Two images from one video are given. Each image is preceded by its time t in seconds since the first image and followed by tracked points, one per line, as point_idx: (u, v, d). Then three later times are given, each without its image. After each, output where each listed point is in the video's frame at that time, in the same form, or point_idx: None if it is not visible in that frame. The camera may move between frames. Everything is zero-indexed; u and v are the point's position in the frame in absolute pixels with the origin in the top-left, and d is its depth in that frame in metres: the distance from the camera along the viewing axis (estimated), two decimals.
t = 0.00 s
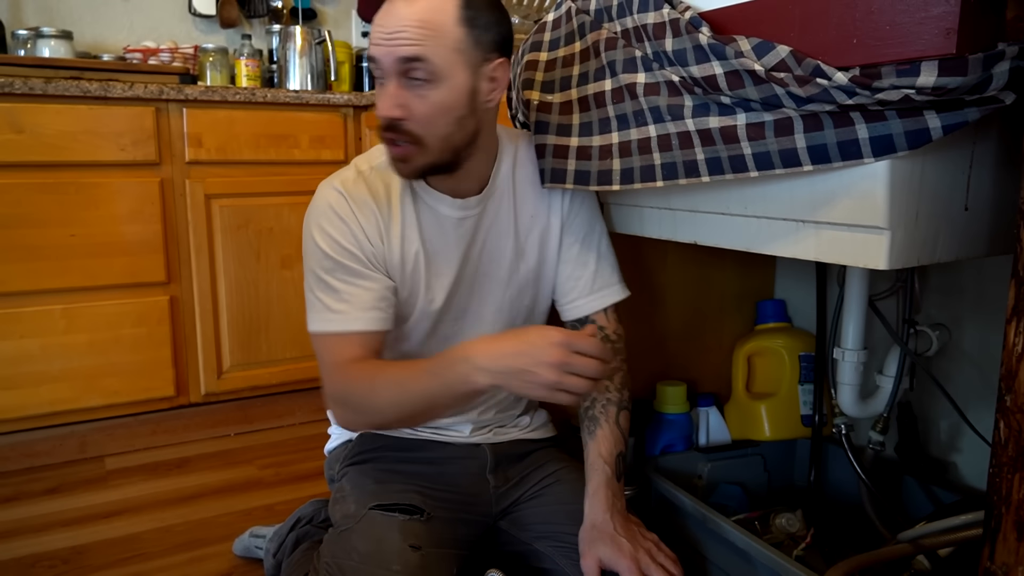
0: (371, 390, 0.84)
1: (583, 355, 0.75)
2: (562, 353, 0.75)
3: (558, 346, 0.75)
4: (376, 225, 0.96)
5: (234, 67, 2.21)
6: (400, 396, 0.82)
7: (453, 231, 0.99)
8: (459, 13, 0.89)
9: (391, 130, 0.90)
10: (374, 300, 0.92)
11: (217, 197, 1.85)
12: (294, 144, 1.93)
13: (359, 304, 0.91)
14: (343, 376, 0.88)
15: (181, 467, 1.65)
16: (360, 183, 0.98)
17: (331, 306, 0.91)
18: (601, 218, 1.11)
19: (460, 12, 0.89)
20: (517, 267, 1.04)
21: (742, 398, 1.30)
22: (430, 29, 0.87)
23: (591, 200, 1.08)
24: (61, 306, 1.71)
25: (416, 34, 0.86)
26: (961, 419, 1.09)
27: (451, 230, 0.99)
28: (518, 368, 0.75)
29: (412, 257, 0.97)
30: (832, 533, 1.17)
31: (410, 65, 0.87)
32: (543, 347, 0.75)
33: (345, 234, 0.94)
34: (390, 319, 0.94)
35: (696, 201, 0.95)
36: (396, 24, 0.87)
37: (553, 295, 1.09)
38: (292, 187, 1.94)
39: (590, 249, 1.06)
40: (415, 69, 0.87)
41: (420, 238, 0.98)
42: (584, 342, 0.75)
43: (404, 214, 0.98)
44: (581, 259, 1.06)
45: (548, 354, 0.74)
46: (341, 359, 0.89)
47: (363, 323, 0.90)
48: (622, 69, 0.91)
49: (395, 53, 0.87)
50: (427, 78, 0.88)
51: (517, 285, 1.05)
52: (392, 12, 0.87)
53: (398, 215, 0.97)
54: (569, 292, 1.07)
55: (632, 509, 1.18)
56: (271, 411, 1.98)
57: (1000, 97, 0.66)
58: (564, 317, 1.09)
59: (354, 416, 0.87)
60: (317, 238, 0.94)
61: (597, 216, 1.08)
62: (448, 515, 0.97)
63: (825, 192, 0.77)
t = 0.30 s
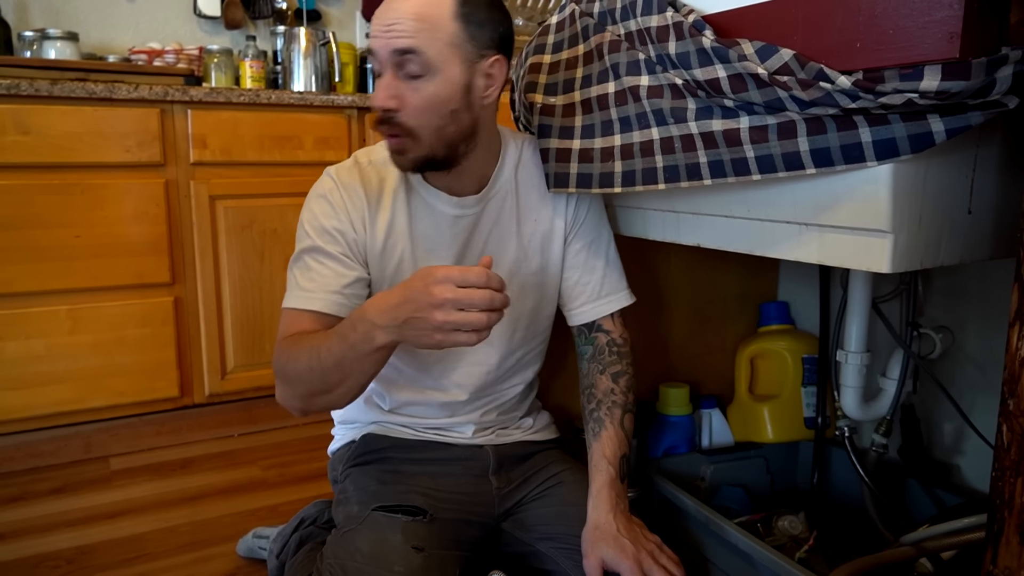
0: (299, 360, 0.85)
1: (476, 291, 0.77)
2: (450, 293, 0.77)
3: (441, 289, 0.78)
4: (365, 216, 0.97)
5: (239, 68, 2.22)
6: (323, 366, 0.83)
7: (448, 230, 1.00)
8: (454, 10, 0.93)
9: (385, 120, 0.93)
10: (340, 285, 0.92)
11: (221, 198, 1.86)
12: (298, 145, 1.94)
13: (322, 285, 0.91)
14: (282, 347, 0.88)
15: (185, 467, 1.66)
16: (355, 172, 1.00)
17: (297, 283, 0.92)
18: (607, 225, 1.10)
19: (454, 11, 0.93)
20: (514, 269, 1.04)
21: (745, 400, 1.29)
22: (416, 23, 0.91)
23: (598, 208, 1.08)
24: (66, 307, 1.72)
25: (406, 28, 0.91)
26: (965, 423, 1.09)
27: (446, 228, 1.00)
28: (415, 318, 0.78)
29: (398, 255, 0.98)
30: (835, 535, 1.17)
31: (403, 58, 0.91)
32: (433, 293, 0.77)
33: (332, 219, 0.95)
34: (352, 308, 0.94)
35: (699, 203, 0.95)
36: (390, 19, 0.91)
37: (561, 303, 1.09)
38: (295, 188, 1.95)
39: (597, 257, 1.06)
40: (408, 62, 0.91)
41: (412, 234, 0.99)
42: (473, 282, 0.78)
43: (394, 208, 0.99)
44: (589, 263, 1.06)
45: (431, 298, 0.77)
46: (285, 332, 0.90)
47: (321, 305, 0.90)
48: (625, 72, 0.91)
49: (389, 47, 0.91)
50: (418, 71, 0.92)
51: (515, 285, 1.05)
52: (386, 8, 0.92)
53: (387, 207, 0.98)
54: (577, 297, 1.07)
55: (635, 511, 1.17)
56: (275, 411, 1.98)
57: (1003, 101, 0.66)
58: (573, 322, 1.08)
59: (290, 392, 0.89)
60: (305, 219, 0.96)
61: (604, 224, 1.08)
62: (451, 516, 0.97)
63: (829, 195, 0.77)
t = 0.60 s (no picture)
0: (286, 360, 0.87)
1: (431, 251, 0.76)
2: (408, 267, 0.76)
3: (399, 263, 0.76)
4: (360, 220, 0.98)
5: (238, 69, 2.22)
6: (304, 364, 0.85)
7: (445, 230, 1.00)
8: None
9: (441, 114, 0.93)
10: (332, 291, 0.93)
11: (220, 199, 1.86)
12: (298, 146, 1.94)
13: (317, 291, 0.93)
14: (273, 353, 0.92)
15: (184, 468, 1.66)
16: (348, 178, 1.00)
17: (293, 291, 0.94)
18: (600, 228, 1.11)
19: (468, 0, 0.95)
20: (511, 269, 1.04)
21: (742, 400, 1.30)
22: (453, 16, 0.92)
23: (591, 209, 1.09)
24: (65, 308, 1.72)
25: (445, 22, 0.91)
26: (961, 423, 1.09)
27: (444, 228, 1.00)
28: (385, 301, 0.77)
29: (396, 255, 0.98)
30: (832, 535, 1.17)
31: (449, 51, 0.92)
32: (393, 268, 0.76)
33: (327, 224, 0.96)
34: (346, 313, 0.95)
35: (695, 205, 0.95)
36: (420, 16, 0.91)
37: (552, 301, 1.09)
38: (294, 189, 1.95)
39: (587, 256, 1.07)
40: (453, 54, 0.93)
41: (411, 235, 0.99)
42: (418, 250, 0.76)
43: (391, 212, 0.99)
44: (581, 263, 1.07)
45: (391, 274, 0.76)
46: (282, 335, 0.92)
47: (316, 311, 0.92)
48: (622, 74, 0.92)
49: (434, 41, 0.91)
50: (462, 62, 0.94)
51: (513, 286, 1.04)
52: (405, 8, 0.91)
53: (383, 209, 0.99)
54: (568, 295, 1.07)
55: (631, 511, 1.17)
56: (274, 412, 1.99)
57: (997, 104, 0.66)
58: (563, 320, 1.08)
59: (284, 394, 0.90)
60: (300, 226, 0.97)
61: (596, 226, 1.09)
62: (449, 517, 0.97)
63: (825, 197, 0.77)
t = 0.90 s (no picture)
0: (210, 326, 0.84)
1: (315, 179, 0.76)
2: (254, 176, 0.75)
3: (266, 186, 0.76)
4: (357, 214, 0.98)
5: (233, 68, 2.22)
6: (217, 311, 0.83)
7: (442, 227, 1.00)
8: None
9: (425, 113, 0.93)
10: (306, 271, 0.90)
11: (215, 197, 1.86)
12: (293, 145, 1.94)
13: (283, 266, 0.89)
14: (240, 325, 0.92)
15: (178, 466, 1.66)
16: (346, 170, 1.00)
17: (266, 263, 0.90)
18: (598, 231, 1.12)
19: None
20: (506, 268, 1.04)
21: (735, 399, 1.30)
22: (427, 17, 0.93)
23: (589, 213, 1.09)
24: (59, 306, 1.72)
25: (419, 24, 0.92)
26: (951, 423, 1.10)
27: (441, 225, 1.00)
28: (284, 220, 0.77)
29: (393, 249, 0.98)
30: (823, 534, 1.18)
31: (426, 51, 0.93)
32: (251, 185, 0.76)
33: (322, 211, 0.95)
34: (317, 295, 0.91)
35: (688, 206, 0.96)
36: (393, 22, 0.92)
37: (547, 300, 1.09)
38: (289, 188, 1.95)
39: (582, 257, 1.08)
40: (432, 53, 0.94)
41: (408, 230, 1.00)
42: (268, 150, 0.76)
43: (388, 207, 1.00)
44: (577, 264, 1.07)
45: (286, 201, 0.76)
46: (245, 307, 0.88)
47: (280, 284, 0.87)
48: (615, 76, 0.92)
49: (410, 44, 0.92)
50: (440, 60, 0.94)
51: (507, 284, 1.05)
52: (380, 17, 0.93)
53: (380, 203, 0.99)
54: (564, 295, 1.08)
55: (624, 510, 1.21)
56: (268, 411, 1.99)
57: (984, 108, 0.67)
58: (561, 320, 1.09)
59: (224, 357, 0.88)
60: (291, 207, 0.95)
61: (594, 228, 1.09)
62: (443, 514, 0.98)
63: (815, 198, 0.78)
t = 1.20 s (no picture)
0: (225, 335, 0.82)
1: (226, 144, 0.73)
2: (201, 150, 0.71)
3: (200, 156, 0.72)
4: (342, 219, 0.97)
5: (227, 67, 2.22)
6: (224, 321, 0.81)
7: (431, 228, 1.00)
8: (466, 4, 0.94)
9: (460, 129, 0.92)
10: (304, 283, 0.91)
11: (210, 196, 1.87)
12: (287, 144, 1.93)
13: (280, 277, 0.90)
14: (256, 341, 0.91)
15: (172, 464, 1.67)
16: (329, 174, 1.00)
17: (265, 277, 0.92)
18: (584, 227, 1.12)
19: (464, 9, 0.93)
20: (495, 268, 1.05)
21: (728, 398, 1.31)
22: (463, 31, 0.91)
23: (576, 208, 1.10)
24: (53, 305, 1.72)
25: (466, 40, 0.91)
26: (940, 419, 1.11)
27: (429, 226, 1.00)
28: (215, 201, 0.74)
29: (383, 252, 0.98)
30: (814, 531, 1.19)
31: (467, 66, 0.91)
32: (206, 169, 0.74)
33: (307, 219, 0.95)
34: (320, 303, 0.92)
35: (679, 205, 0.96)
36: (435, 33, 0.89)
37: (536, 297, 1.10)
38: (283, 187, 1.95)
39: (571, 252, 1.08)
40: (470, 69, 0.92)
41: (397, 232, 0.99)
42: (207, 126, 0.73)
43: (375, 210, 0.99)
44: (563, 258, 1.08)
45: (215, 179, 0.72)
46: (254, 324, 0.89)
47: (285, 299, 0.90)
48: (607, 75, 0.93)
49: (455, 56, 0.90)
50: (476, 75, 0.93)
51: (496, 282, 1.05)
52: (420, 26, 0.89)
53: (366, 207, 0.99)
54: (553, 291, 1.08)
55: (617, 507, 1.20)
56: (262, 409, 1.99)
57: (971, 109, 0.67)
58: (548, 316, 1.10)
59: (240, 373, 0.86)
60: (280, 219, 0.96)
61: (580, 223, 1.10)
62: (436, 512, 0.98)
63: (805, 198, 0.79)
